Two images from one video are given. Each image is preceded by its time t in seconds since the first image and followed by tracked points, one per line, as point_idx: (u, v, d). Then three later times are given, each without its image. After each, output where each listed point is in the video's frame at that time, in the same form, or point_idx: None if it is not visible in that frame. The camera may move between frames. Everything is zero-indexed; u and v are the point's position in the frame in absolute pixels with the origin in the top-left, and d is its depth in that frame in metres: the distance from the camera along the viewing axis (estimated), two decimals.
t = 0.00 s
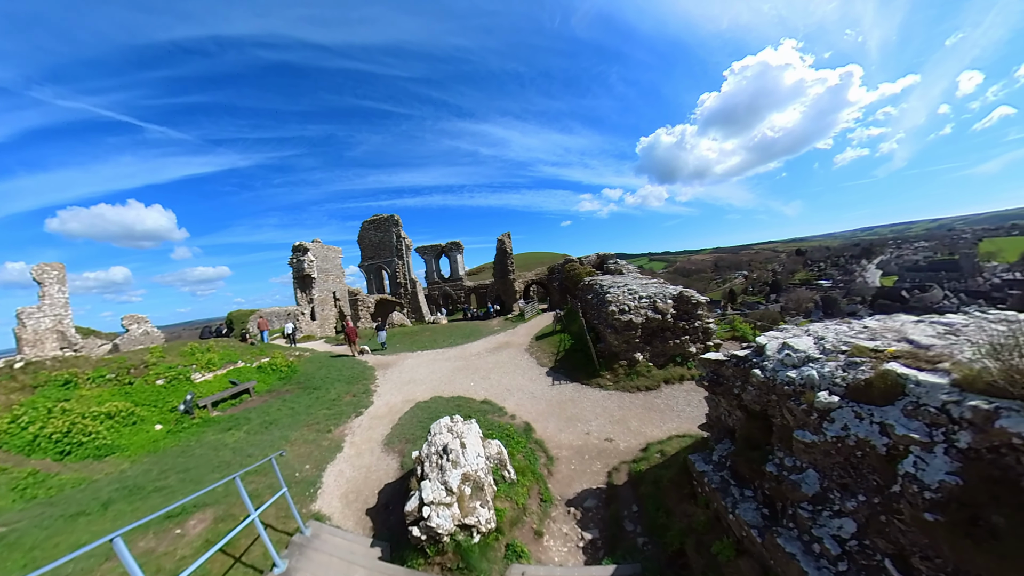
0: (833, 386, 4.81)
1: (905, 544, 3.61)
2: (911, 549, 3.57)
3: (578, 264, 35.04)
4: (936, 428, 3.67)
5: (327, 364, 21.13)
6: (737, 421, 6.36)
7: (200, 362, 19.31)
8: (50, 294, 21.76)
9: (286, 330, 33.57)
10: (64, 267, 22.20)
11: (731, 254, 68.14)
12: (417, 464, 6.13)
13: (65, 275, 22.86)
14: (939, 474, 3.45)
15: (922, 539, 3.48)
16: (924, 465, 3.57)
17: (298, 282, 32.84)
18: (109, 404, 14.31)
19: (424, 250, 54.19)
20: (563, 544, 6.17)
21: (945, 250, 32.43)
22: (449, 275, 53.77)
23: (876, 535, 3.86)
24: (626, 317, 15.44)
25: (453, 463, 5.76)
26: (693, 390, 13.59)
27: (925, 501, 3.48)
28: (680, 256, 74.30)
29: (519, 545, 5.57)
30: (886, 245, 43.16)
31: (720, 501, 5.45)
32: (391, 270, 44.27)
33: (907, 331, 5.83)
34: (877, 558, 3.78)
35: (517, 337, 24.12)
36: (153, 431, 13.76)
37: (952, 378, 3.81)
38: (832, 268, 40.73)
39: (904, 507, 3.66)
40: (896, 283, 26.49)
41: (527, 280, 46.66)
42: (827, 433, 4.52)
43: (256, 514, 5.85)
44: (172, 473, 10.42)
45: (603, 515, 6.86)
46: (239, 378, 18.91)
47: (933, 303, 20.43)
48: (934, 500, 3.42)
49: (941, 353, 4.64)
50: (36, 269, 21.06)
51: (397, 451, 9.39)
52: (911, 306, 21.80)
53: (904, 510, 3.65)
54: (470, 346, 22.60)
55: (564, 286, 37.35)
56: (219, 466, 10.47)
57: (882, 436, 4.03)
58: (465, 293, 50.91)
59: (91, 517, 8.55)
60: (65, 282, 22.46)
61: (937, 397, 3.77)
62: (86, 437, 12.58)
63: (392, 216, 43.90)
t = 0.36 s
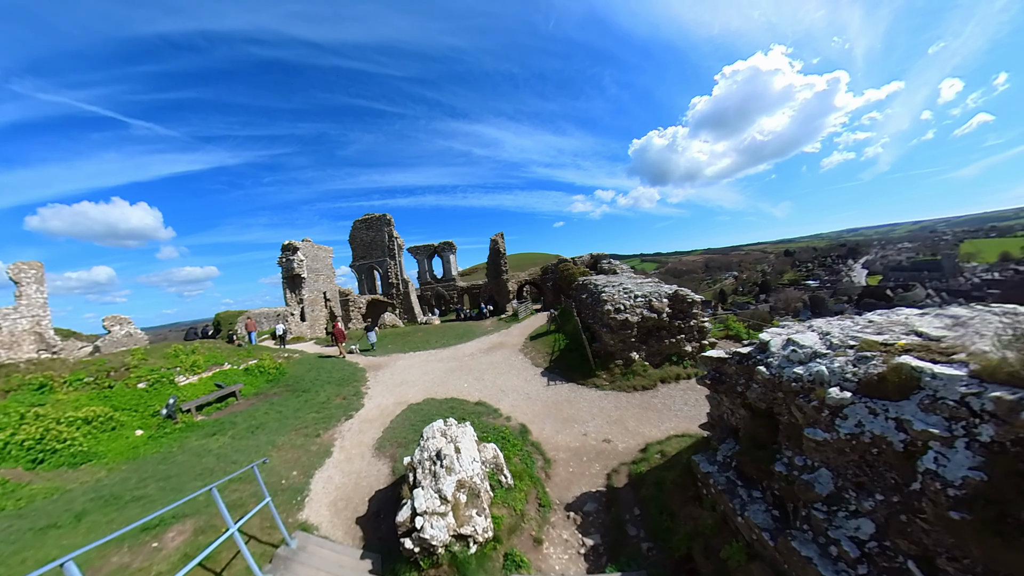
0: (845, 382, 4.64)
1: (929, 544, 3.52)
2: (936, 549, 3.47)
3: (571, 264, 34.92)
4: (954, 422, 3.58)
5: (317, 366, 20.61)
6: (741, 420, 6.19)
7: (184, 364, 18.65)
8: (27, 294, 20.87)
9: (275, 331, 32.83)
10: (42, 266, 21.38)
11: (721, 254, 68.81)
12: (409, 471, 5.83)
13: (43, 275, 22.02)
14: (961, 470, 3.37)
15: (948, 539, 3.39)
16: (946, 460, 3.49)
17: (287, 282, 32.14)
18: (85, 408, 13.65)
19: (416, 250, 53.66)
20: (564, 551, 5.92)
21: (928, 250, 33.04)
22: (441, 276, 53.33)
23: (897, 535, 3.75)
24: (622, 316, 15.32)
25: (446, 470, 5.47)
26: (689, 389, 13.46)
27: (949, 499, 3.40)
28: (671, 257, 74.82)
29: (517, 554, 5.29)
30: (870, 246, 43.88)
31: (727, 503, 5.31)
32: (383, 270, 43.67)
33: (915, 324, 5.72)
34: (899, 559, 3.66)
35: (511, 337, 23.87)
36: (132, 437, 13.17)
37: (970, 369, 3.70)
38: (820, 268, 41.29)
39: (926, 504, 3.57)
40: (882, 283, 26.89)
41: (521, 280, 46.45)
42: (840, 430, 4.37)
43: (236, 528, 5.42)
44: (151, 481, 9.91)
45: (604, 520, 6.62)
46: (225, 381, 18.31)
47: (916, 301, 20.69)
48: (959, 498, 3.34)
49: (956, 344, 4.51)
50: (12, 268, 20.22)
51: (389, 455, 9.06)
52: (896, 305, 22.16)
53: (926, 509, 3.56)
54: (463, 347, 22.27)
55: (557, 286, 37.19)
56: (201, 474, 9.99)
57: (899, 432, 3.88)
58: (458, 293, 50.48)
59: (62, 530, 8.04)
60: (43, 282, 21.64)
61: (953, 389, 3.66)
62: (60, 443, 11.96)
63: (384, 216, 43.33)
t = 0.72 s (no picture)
0: (875, 378, 4.33)
1: (983, 547, 3.22)
2: (991, 552, 3.16)
3: (567, 264, 34.62)
4: (997, 418, 3.31)
5: (307, 369, 19.95)
6: (758, 419, 5.85)
7: (168, 367, 17.88)
8: (4, 296, 19.88)
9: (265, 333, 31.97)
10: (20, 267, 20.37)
11: (714, 255, 69.27)
12: (406, 483, 5.38)
13: (21, 276, 21.02)
14: (1011, 467, 3.08)
15: (1005, 541, 3.08)
16: (993, 457, 3.21)
17: (277, 283, 31.34)
18: (59, 415, 12.86)
19: (410, 250, 53.01)
20: (574, 564, 5.53)
21: (914, 250, 33.42)
22: (435, 276, 52.66)
23: (945, 538, 3.42)
24: (622, 314, 15.01)
25: (449, 482, 5.04)
26: (692, 389, 13.15)
27: (1002, 498, 3.11)
28: (665, 257, 75.07)
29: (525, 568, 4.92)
30: (859, 246, 44.35)
31: (751, 508, 4.99)
32: (376, 271, 42.93)
33: (937, 318, 5.40)
34: (951, 563, 3.33)
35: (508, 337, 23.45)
36: (110, 445, 12.45)
37: (1009, 364, 3.42)
38: (810, 268, 41.62)
39: (976, 504, 3.27)
40: (870, 282, 27.07)
41: (515, 280, 46.05)
42: (874, 428, 4.03)
43: (212, 553, 4.84)
44: (128, 493, 9.28)
45: (614, 528, 6.25)
46: (212, 385, 17.58)
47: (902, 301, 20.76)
48: (1012, 497, 3.05)
49: (986, 339, 4.14)
50: None
51: (384, 462, 8.57)
52: (881, 305, 22.27)
53: (977, 508, 3.26)
54: (459, 348, 21.76)
55: (553, 286, 36.85)
56: (182, 485, 9.39)
57: (940, 428, 3.58)
58: (452, 294, 49.92)
59: (27, 549, 7.39)
60: (20, 283, 20.67)
61: (994, 384, 3.39)
62: (31, 453, 11.21)
63: (376, 216, 42.66)
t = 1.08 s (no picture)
0: (884, 385, 4.18)
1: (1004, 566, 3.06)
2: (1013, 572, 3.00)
3: (561, 265, 34.52)
4: (1014, 429, 3.20)
5: (296, 373, 19.46)
6: (761, 426, 5.71)
7: (150, 371, 17.26)
8: None
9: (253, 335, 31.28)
10: None
11: (705, 256, 69.96)
12: (396, 498, 5.12)
13: None
14: None
15: None
16: (1012, 472, 3.10)
17: (266, 284, 30.69)
18: (31, 424, 12.26)
19: (403, 251, 52.50)
20: None
21: (898, 252, 34.09)
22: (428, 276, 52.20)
23: (964, 555, 3.25)
24: (617, 316, 14.88)
25: (439, 497, 4.79)
26: (688, 391, 13.05)
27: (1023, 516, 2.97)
28: (657, 258, 75.61)
29: None
30: (846, 247, 45.14)
31: (757, 519, 4.81)
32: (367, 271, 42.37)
33: (943, 322, 5.30)
34: None
35: (501, 339, 23.22)
36: (87, 455, 11.91)
37: None
38: (798, 270, 42.03)
39: (995, 520, 3.13)
40: (856, 283, 27.48)
41: (509, 281, 45.87)
42: (887, 438, 3.89)
43: None
44: (104, 507, 8.82)
45: (614, 540, 6.05)
46: (196, 390, 17.04)
47: (888, 301, 21.04)
48: None
49: (999, 345, 4.06)
50: None
51: (374, 472, 8.27)
52: (868, 306, 22.47)
53: (997, 526, 3.10)
54: (452, 350, 21.45)
55: (547, 287, 36.73)
56: (162, 498, 8.96)
57: (954, 440, 3.45)
58: (445, 295, 49.55)
59: None
60: None
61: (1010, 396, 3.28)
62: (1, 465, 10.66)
63: (368, 216, 42.15)
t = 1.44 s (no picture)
0: (908, 375, 3.94)
1: None
2: None
3: (555, 264, 34.30)
4: None
5: (285, 374, 18.86)
6: (775, 421, 5.47)
7: (132, 372, 16.57)
8: None
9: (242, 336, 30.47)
10: None
11: (697, 256, 70.47)
12: (389, 509, 4.74)
13: None
14: None
15: None
16: None
17: (255, 283, 29.92)
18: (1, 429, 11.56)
19: (396, 250, 51.87)
20: None
21: (884, 252, 34.59)
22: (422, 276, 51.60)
23: (1007, 552, 3.00)
24: (616, 313, 14.64)
25: (435, 506, 4.43)
26: (688, 389, 12.82)
27: None
28: (649, 259, 75.95)
29: None
30: (834, 248, 45.68)
31: (778, 518, 4.54)
32: (360, 271, 41.69)
33: (961, 310, 5.09)
34: None
35: (496, 338, 22.87)
36: (61, 462, 11.26)
37: None
38: (788, 270, 42.33)
39: None
40: (844, 283, 27.75)
41: (503, 280, 45.53)
42: (915, 430, 3.66)
43: None
44: (75, 519, 8.25)
45: (622, 544, 5.76)
46: (180, 393, 16.39)
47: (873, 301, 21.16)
48: None
49: None
50: None
51: (366, 477, 7.86)
52: (857, 306, 22.52)
53: None
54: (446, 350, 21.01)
55: (542, 286, 36.47)
56: (138, 508, 8.42)
57: (988, 428, 3.28)
58: (439, 295, 49.02)
59: None
60: None
61: None
62: None
63: (360, 215, 41.54)
